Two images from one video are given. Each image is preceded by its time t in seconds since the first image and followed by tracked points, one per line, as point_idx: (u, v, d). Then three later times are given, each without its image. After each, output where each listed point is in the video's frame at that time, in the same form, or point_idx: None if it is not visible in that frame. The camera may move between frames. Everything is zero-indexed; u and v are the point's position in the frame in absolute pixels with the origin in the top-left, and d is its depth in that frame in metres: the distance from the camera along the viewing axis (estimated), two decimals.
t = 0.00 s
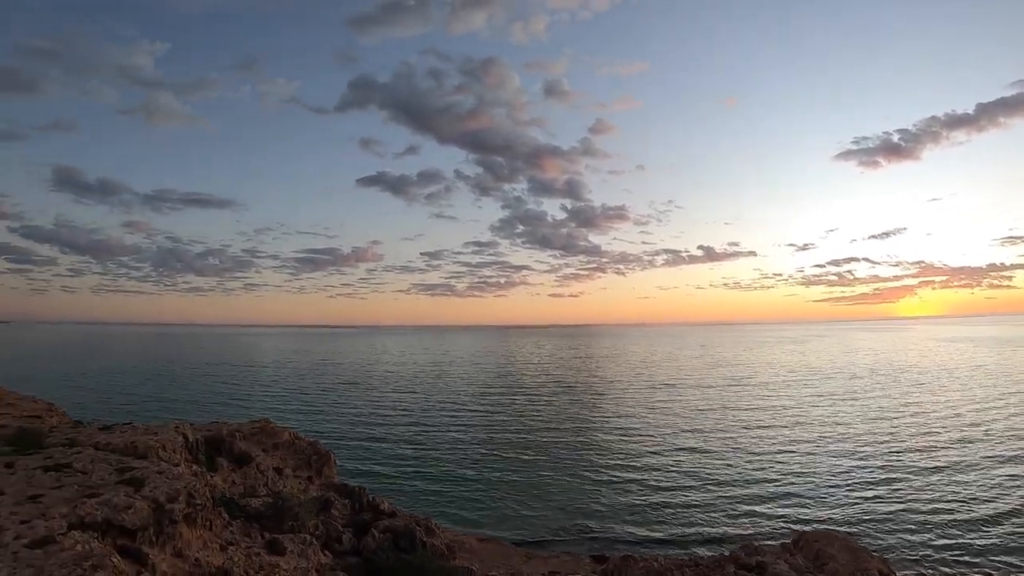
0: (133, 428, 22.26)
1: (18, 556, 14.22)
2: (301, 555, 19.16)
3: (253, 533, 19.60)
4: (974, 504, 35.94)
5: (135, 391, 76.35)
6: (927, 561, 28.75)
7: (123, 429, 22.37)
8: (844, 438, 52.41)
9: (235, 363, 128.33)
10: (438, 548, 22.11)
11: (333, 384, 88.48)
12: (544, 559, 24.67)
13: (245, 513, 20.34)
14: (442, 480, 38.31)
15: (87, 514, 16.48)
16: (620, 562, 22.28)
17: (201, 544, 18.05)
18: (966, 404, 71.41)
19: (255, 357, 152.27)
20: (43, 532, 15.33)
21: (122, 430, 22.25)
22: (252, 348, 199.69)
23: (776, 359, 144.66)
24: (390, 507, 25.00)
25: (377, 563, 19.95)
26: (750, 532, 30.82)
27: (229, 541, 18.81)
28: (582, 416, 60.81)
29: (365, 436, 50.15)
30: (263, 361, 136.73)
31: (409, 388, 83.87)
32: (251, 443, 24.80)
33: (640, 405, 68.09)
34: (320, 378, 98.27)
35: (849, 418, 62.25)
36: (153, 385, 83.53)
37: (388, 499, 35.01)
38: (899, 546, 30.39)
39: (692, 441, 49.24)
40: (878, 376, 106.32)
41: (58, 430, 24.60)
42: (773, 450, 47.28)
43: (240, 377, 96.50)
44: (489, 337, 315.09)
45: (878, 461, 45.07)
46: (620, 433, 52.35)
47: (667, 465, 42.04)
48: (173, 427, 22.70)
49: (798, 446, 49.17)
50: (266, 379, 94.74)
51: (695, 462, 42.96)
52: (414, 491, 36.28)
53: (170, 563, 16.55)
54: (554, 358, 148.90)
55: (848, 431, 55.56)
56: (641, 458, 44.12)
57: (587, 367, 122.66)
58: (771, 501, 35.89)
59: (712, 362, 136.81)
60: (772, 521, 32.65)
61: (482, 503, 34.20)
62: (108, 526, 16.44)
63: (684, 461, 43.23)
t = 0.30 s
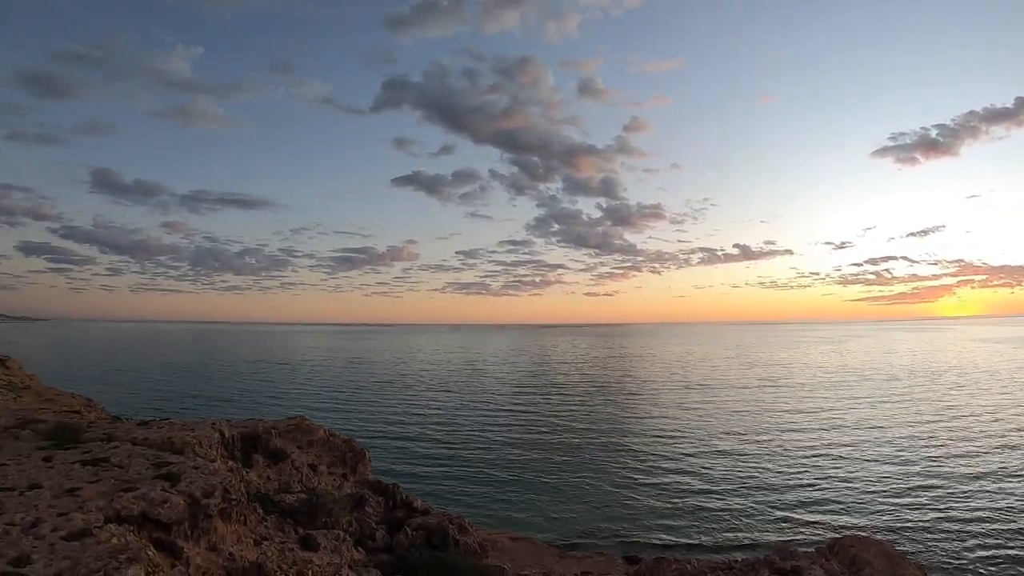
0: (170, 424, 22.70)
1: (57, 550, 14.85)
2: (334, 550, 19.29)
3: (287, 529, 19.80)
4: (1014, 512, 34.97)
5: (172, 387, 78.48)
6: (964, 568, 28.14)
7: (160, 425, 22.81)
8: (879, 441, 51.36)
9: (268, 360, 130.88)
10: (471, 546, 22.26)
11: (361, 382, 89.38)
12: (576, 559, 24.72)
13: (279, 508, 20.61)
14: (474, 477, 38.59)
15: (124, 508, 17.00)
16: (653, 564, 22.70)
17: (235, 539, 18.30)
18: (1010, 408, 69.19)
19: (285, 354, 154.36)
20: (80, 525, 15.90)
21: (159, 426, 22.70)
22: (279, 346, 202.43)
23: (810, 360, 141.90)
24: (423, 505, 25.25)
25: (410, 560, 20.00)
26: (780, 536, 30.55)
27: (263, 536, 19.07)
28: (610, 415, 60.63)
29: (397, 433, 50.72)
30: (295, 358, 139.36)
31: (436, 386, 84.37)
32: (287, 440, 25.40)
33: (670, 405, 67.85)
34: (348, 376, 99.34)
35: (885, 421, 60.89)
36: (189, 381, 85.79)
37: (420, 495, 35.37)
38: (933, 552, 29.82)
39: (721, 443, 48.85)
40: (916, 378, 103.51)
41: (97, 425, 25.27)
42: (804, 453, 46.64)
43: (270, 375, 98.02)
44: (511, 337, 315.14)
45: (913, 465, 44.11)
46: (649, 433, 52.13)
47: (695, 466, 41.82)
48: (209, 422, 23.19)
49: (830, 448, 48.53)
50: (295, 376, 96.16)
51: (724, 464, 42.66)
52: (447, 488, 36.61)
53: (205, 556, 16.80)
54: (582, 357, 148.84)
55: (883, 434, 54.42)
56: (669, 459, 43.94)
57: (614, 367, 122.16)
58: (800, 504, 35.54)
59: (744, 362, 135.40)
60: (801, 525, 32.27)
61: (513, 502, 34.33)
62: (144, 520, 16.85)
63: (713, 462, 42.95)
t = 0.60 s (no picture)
0: (191, 424, 22.96)
1: (80, 549, 15.12)
2: (354, 551, 19.38)
3: (307, 529, 19.94)
4: None
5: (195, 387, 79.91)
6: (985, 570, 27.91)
7: (182, 426, 23.02)
8: (900, 443, 50.89)
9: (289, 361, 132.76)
10: (491, 547, 22.33)
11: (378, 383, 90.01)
12: (596, 560, 24.83)
13: (300, 509, 20.76)
14: (494, 476, 38.95)
15: (146, 508, 17.19)
16: (674, 565, 22.83)
17: (256, 539, 18.45)
18: None
19: (304, 355, 155.73)
20: (103, 525, 16.19)
21: (180, 427, 22.91)
22: (296, 347, 204.17)
23: (830, 360, 140.38)
24: (444, 505, 25.41)
25: (430, 560, 20.08)
26: (798, 537, 30.44)
27: (284, 536, 19.21)
28: (627, 416, 60.63)
29: (418, 432, 51.33)
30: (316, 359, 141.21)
31: (452, 387, 84.76)
32: (307, 440, 25.72)
33: (688, 406, 67.70)
34: (364, 376, 100.06)
35: (907, 422, 60.24)
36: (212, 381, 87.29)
37: (440, 495, 35.67)
38: (954, 554, 29.59)
39: (738, 444, 48.71)
40: (940, 378, 102.03)
41: (119, 425, 25.56)
42: (822, 454, 46.40)
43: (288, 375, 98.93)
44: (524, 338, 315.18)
45: (934, 467, 43.68)
46: (669, 434, 52.12)
47: (712, 467, 41.75)
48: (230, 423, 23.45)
49: (851, 449, 48.17)
50: (312, 376, 96.99)
51: (741, 465, 42.54)
52: (467, 487, 36.98)
53: (226, 556, 16.93)
54: (599, 358, 148.95)
55: (905, 436, 53.88)
56: (686, 459, 43.91)
57: (630, 367, 121.96)
58: (818, 505, 35.41)
59: (764, 362, 134.57)
60: (819, 526, 32.08)
61: (533, 501, 34.60)
62: (166, 519, 17.06)
63: (731, 463, 42.87)
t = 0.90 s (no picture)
0: (213, 425, 23.23)
1: (103, 549, 15.37)
2: (376, 551, 19.45)
3: (330, 529, 20.07)
4: None
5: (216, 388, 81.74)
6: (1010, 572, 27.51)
7: (204, 427, 23.28)
8: (923, 443, 50.20)
9: (309, 362, 134.94)
10: (512, 547, 22.35)
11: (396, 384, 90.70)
12: (617, 561, 24.83)
13: (322, 509, 20.93)
14: (513, 477, 39.12)
15: (169, 508, 17.38)
16: (697, 566, 22.76)
17: (279, 539, 18.59)
18: None
19: (323, 356, 157.28)
20: (127, 525, 16.43)
21: (203, 428, 23.17)
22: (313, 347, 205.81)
23: (851, 359, 138.44)
24: (465, 506, 25.50)
25: (452, 561, 20.11)
26: (817, 538, 30.27)
27: (306, 536, 19.36)
28: (645, 416, 60.56)
29: (438, 433, 51.72)
30: (336, 360, 143.25)
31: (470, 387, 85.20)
32: (330, 441, 26.04)
33: (707, 406, 67.41)
34: (382, 377, 100.79)
35: (932, 423, 59.31)
36: (233, 381, 90.68)
37: (461, 495, 36.02)
38: (979, 555, 29.19)
39: (757, 444, 48.48)
40: (966, 378, 100.12)
41: (142, 426, 25.90)
42: (843, 454, 46.00)
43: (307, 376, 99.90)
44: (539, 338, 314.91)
45: (959, 468, 43.03)
46: (687, 434, 51.96)
47: (730, 468, 41.60)
48: (252, 425, 23.71)
49: (873, 450, 47.64)
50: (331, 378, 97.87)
51: (760, 466, 42.34)
52: (487, 487, 37.27)
53: (248, 557, 17.06)
54: (618, 358, 148.83)
55: (929, 436, 53.10)
56: (705, 460, 43.81)
57: (647, 367, 121.50)
58: (838, 506, 35.09)
59: (785, 362, 133.31)
60: (838, 528, 31.81)
61: (552, 502, 34.68)
62: (189, 520, 17.24)
63: (750, 463, 42.67)
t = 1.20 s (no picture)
0: (231, 426, 23.44)
1: (122, 549, 15.57)
2: (394, 551, 19.49)
3: (348, 530, 20.17)
4: None
5: (233, 389, 82.86)
6: None
7: (222, 427, 23.49)
8: (944, 444, 49.57)
9: (326, 363, 136.66)
10: (530, 547, 22.35)
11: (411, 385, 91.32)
12: (636, 563, 24.85)
13: (340, 509, 21.07)
14: (529, 476, 39.29)
15: (188, 508, 17.50)
16: (715, 569, 22.64)
17: (297, 539, 18.72)
18: None
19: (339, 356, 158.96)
20: (146, 525, 16.62)
21: (221, 428, 23.39)
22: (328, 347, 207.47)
23: (869, 359, 136.96)
24: (483, 505, 25.52)
25: (470, 561, 20.14)
26: (833, 540, 30.07)
27: (325, 536, 19.48)
28: (660, 416, 60.47)
29: (454, 433, 52.11)
30: (352, 360, 144.85)
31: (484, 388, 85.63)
32: (348, 441, 26.27)
33: (722, 407, 67.14)
34: (397, 377, 101.50)
35: (953, 423, 58.49)
36: (252, 381, 92.80)
37: (478, 494, 36.25)
38: (1000, 556, 28.81)
39: (773, 445, 48.26)
40: (988, 378, 98.50)
41: (160, 427, 26.17)
42: (860, 455, 45.61)
43: (322, 377, 100.75)
44: (550, 339, 314.83)
45: (980, 469, 42.46)
46: (703, 434, 51.82)
47: (745, 469, 41.43)
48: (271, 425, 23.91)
49: (891, 451, 47.18)
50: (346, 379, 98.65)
51: (776, 466, 42.13)
52: (503, 487, 37.47)
53: (266, 557, 17.17)
54: (634, 358, 148.62)
55: (950, 437, 52.40)
56: (720, 460, 43.71)
57: (662, 367, 121.23)
58: (854, 507, 34.84)
59: (803, 362, 132.11)
60: (855, 529, 31.58)
61: (567, 501, 34.79)
62: (207, 520, 17.37)
63: (766, 464, 42.49)
